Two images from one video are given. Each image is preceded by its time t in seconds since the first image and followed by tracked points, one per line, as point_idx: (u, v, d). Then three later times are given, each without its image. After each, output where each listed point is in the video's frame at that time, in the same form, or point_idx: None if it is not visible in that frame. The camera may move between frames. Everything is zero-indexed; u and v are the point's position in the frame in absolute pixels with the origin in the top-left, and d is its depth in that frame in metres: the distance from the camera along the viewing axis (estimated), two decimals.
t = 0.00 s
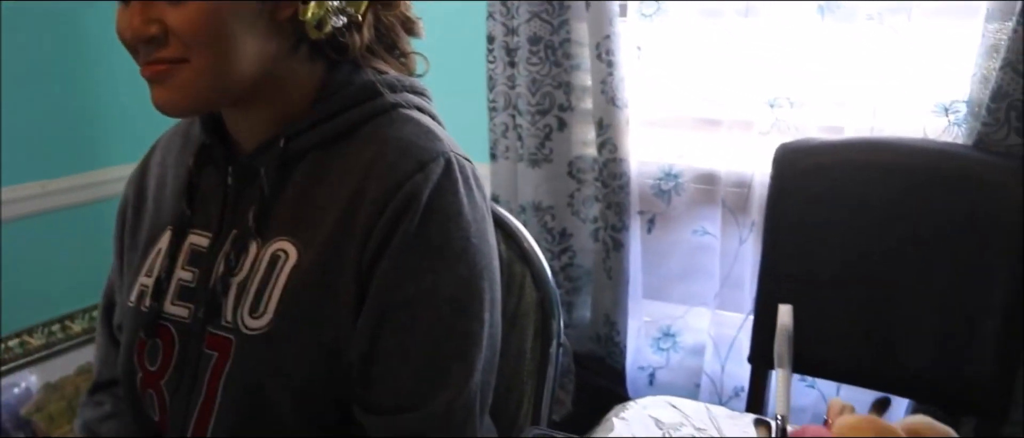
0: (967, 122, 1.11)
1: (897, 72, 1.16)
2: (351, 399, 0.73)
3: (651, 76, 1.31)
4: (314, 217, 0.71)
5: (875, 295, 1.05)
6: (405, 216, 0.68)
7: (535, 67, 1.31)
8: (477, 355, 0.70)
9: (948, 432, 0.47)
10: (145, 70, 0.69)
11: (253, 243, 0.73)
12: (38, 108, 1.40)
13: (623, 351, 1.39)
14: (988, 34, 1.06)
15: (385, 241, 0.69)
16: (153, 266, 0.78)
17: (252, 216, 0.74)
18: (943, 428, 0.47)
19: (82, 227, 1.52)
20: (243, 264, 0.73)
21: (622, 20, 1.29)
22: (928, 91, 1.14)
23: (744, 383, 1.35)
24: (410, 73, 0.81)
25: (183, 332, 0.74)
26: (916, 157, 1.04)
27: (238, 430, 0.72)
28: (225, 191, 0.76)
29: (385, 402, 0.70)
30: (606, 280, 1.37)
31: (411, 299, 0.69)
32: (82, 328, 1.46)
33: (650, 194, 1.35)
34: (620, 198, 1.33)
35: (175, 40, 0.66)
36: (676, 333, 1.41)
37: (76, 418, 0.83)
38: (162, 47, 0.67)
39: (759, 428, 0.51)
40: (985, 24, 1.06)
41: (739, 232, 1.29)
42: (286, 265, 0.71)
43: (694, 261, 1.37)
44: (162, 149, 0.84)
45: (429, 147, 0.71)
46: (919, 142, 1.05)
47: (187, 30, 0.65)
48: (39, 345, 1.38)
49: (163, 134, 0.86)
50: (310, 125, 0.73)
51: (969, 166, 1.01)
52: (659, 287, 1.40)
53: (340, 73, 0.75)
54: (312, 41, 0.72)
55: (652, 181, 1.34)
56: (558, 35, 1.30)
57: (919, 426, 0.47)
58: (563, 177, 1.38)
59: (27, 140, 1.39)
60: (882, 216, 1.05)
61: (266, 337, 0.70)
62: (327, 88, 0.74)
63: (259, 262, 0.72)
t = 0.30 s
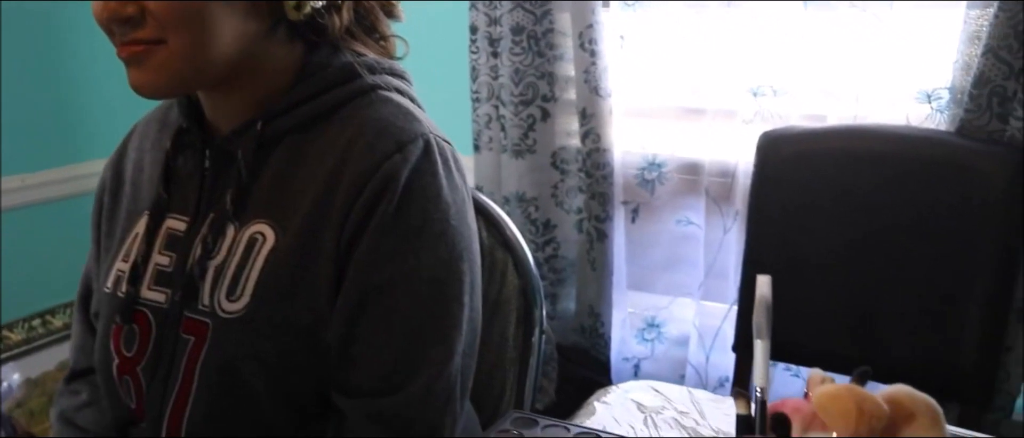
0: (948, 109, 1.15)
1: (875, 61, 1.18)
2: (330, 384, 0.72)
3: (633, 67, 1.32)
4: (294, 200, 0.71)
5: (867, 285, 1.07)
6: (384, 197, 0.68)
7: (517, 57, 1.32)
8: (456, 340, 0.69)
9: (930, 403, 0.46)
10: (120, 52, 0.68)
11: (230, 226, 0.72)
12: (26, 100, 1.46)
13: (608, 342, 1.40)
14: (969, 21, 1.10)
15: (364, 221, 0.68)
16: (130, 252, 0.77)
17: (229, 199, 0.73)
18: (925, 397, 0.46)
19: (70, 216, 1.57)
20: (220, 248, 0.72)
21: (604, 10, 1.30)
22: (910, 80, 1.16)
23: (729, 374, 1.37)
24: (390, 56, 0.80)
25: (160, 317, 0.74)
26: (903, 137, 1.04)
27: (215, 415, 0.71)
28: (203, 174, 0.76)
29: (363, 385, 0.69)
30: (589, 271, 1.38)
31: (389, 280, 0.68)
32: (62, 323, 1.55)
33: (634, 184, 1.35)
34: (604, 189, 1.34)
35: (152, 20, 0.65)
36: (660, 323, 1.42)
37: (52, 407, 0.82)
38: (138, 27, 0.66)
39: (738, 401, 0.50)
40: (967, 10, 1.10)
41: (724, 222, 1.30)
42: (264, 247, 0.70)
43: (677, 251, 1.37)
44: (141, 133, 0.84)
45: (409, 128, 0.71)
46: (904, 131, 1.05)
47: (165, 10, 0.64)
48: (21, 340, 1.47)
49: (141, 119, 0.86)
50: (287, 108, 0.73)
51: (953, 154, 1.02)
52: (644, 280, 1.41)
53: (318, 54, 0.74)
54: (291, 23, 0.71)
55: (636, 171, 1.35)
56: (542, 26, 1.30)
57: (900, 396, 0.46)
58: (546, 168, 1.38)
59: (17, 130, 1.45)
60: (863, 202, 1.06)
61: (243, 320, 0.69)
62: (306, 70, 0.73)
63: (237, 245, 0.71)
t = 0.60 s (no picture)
0: (930, 96, 1.16)
1: (856, 50, 1.19)
2: (306, 369, 0.71)
3: (616, 55, 1.33)
4: (269, 182, 0.70)
5: (853, 273, 1.07)
6: (360, 177, 0.67)
7: (500, 47, 1.32)
8: (434, 323, 0.68)
9: (910, 373, 0.46)
10: (92, 31, 0.66)
11: (205, 209, 0.71)
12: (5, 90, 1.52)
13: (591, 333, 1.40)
14: (950, 9, 1.10)
15: (340, 202, 0.67)
16: (103, 237, 0.76)
17: (205, 180, 0.72)
18: (904, 367, 0.46)
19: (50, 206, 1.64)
20: (195, 230, 0.71)
21: None
22: (890, 69, 1.18)
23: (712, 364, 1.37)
24: (369, 38, 0.80)
25: (134, 301, 0.73)
26: (888, 130, 1.05)
27: (189, 400, 0.70)
28: (178, 155, 0.75)
29: (341, 366, 0.68)
30: (573, 262, 1.38)
31: (366, 261, 0.67)
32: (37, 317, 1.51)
33: (617, 174, 1.36)
34: (587, 179, 1.34)
35: None
36: (644, 315, 1.42)
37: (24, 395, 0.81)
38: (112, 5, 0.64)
39: (714, 373, 0.50)
40: None
41: (707, 211, 1.31)
42: (239, 229, 0.69)
43: (660, 241, 1.38)
44: (116, 118, 0.83)
45: (385, 109, 0.70)
46: (885, 118, 1.06)
47: None
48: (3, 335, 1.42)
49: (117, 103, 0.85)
50: (262, 91, 0.72)
51: (936, 139, 1.03)
52: (627, 271, 1.41)
53: (295, 36, 0.73)
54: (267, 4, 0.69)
55: (619, 160, 1.36)
56: (524, 15, 1.30)
57: (879, 366, 0.46)
58: (529, 159, 1.37)
59: None
60: (848, 192, 1.07)
61: (218, 303, 0.68)
62: (282, 52, 0.72)
63: (212, 227, 0.70)
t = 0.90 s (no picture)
0: (914, 83, 1.16)
1: (837, 38, 1.20)
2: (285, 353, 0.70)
3: (600, 45, 1.34)
4: (247, 163, 0.69)
5: (836, 260, 1.08)
6: (338, 157, 0.66)
7: (484, 38, 1.32)
8: (412, 306, 0.68)
9: (888, 342, 0.45)
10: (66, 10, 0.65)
11: (182, 192, 0.71)
12: None
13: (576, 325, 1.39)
14: None
15: (319, 182, 0.67)
16: (79, 222, 0.75)
17: (181, 164, 0.71)
18: (881, 337, 0.46)
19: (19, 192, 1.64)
20: (171, 213, 0.70)
21: None
22: (874, 57, 1.19)
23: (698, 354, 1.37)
24: (349, 23, 0.79)
25: (110, 286, 0.72)
26: (873, 118, 1.05)
27: (165, 385, 0.69)
28: (155, 138, 0.74)
29: (319, 350, 0.67)
30: (558, 254, 1.37)
31: (345, 243, 0.66)
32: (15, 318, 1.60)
33: (601, 164, 1.36)
34: (572, 170, 1.33)
35: None
36: (629, 306, 1.43)
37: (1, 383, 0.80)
38: None
39: (691, 346, 0.49)
40: None
41: (691, 202, 1.31)
42: (215, 212, 0.68)
43: (646, 231, 1.38)
44: (93, 103, 0.82)
45: (364, 90, 0.70)
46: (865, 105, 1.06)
47: None
48: None
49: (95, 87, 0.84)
50: (240, 72, 0.71)
51: (920, 127, 1.03)
52: (611, 263, 1.41)
53: (274, 18, 0.72)
54: None
55: (604, 151, 1.35)
56: (508, 7, 1.30)
57: (856, 335, 0.45)
58: (513, 150, 1.37)
59: None
60: (832, 180, 1.07)
61: (194, 284, 0.67)
62: (262, 33, 0.71)
63: (188, 210, 0.70)
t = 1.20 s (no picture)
0: (900, 71, 1.17)
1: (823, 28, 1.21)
2: (264, 334, 0.70)
3: (586, 35, 1.34)
4: (226, 144, 0.68)
5: (823, 248, 1.08)
6: (317, 137, 0.66)
7: (469, 28, 1.32)
8: (394, 287, 0.67)
9: (869, 310, 0.44)
10: None
11: (160, 175, 0.70)
12: None
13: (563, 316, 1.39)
14: None
15: (297, 162, 0.66)
16: (56, 207, 0.74)
17: (160, 146, 0.71)
18: (862, 305, 0.45)
19: None
20: (149, 196, 0.70)
21: None
22: (860, 46, 1.19)
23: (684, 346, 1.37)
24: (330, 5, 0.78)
25: (87, 269, 0.71)
26: (858, 105, 1.05)
27: (142, 370, 0.68)
28: (133, 120, 0.73)
29: (296, 333, 0.67)
30: (544, 245, 1.37)
31: (324, 224, 0.65)
32: None
33: (587, 154, 1.36)
34: (557, 160, 1.34)
35: None
36: (616, 297, 1.42)
37: None
38: None
39: (670, 317, 0.48)
40: None
41: (678, 192, 1.31)
42: (193, 193, 0.67)
43: (634, 222, 1.38)
44: (71, 86, 0.81)
45: (344, 70, 0.69)
46: (851, 92, 1.06)
47: None
48: None
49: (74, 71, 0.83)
50: (219, 53, 0.70)
51: (907, 115, 1.02)
52: (597, 254, 1.41)
53: None
54: None
55: (590, 140, 1.36)
56: None
57: (837, 302, 0.44)
58: (500, 141, 1.37)
59: None
60: (818, 167, 1.07)
61: (172, 266, 0.67)
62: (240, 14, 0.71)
63: (166, 192, 0.69)
